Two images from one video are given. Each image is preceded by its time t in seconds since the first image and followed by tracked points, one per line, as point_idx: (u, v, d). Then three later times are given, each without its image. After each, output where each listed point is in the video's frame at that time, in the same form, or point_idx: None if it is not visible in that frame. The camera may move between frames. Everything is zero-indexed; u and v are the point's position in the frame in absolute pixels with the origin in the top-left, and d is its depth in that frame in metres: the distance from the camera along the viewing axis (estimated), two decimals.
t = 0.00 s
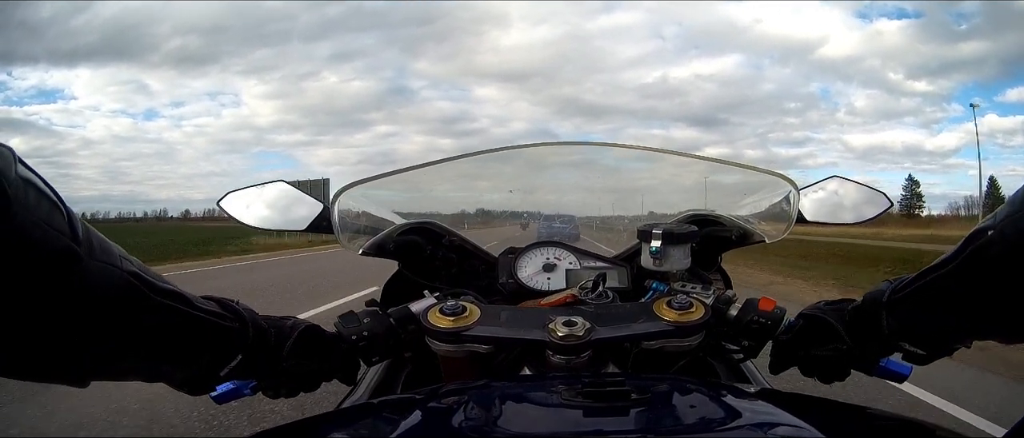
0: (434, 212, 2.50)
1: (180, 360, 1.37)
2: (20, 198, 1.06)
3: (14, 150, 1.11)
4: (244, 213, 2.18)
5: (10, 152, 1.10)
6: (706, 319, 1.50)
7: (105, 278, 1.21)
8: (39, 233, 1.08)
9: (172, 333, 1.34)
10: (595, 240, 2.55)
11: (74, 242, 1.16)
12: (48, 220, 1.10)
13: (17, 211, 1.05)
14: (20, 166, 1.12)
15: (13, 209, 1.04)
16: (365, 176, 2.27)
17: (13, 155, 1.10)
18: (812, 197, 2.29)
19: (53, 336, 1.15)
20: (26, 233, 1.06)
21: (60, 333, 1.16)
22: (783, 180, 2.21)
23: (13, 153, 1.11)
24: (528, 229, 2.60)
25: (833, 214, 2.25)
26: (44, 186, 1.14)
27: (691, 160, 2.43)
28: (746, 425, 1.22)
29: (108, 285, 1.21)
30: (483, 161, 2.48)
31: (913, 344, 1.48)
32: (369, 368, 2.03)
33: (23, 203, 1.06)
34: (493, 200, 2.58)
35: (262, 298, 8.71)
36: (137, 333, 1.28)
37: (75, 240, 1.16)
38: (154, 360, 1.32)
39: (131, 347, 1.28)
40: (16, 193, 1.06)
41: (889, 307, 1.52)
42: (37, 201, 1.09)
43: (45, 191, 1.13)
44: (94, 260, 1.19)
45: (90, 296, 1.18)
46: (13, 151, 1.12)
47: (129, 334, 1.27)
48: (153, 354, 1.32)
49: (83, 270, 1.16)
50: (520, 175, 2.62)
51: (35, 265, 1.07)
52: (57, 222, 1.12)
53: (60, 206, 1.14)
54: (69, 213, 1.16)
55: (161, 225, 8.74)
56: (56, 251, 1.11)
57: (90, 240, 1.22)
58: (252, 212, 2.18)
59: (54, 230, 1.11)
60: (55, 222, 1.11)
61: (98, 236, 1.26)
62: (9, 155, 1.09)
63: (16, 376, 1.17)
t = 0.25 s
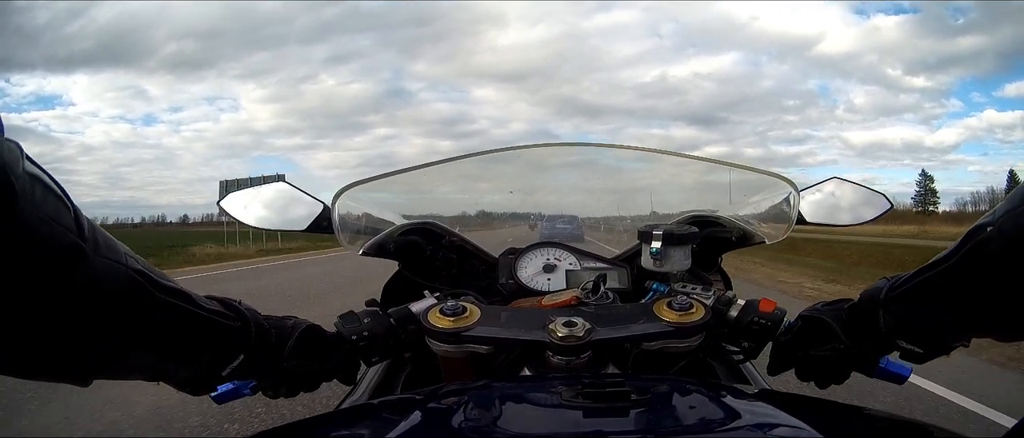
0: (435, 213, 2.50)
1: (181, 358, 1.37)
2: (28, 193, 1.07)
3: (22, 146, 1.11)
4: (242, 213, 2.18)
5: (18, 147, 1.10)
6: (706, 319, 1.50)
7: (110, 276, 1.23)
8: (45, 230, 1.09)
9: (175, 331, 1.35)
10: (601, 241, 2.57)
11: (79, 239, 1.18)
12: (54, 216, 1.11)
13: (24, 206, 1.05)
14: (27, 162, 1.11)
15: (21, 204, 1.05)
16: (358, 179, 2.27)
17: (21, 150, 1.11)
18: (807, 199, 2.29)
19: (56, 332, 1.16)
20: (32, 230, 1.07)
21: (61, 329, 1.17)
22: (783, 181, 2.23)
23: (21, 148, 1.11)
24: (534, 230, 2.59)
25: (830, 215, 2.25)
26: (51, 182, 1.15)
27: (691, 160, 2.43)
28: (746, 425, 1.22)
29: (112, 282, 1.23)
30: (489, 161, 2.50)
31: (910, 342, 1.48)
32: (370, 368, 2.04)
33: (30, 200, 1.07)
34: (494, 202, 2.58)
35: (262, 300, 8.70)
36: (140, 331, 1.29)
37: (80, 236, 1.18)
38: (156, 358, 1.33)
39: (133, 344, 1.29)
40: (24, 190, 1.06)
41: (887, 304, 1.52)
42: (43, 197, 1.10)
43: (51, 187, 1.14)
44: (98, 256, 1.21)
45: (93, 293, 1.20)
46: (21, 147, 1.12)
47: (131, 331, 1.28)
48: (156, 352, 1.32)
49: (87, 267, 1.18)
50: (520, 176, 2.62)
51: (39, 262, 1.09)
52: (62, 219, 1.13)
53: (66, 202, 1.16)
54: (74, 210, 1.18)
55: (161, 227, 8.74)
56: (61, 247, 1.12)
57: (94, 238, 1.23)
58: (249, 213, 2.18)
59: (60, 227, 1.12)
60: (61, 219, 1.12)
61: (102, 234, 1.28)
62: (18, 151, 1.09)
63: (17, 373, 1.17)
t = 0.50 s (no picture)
0: (435, 214, 2.48)
1: (179, 360, 1.38)
2: (28, 193, 1.06)
3: (22, 144, 1.10)
4: (240, 214, 2.18)
5: (19, 145, 1.09)
6: (706, 320, 1.50)
7: (110, 276, 1.22)
8: (46, 229, 1.08)
9: (175, 332, 1.35)
10: (603, 241, 2.55)
11: (79, 239, 1.17)
12: (53, 216, 1.10)
13: (25, 206, 1.05)
14: (27, 161, 1.10)
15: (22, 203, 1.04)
16: (357, 179, 2.26)
17: (22, 148, 1.09)
18: (804, 199, 2.28)
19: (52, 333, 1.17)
20: (32, 229, 1.06)
21: (59, 328, 1.18)
22: (783, 181, 2.23)
23: (21, 146, 1.10)
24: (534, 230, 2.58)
25: (827, 214, 2.25)
26: (50, 181, 1.14)
27: (690, 159, 2.43)
28: (746, 426, 1.21)
29: (113, 283, 1.23)
30: (485, 163, 2.51)
31: (913, 345, 1.49)
32: (370, 369, 2.03)
33: (31, 198, 1.06)
34: (493, 204, 2.58)
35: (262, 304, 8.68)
36: (139, 332, 1.30)
37: (81, 236, 1.17)
38: (154, 359, 1.33)
39: (131, 346, 1.29)
40: (25, 188, 1.05)
41: (891, 307, 1.52)
42: (43, 196, 1.09)
43: (51, 186, 1.13)
44: (98, 257, 1.20)
45: (93, 294, 1.19)
46: (21, 145, 1.11)
47: (129, 332, 1.28)
48: (154, 353, 1.33)
49: (87, 267, 1.17)
50: (520, 177, 2.61)
51: (38, 261, 1.08)
52: (63, 218, 1.13)
53: (66, 202, 1.15)
54: (74, 210, 1.17)
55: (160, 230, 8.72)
56: (61, 248, 1.11)
57: (95, 238, 1.22)
58: (247, 213, 2.18)
59: (60, 227, 1.11)
60: (61, 217, 1.12)
61: (103, 233, 1.27)
62: (19, 148, 1.08)
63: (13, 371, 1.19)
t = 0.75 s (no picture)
0: (434, 213, 2.50)
1: (180, 361, 1.38)
2: (23, 199, 1.05)
3: (16, 149, 1.09)
4: (239, 213, 2.17)
5: (14, 151, 1.09)
6: (706, 319, 1.50)
7: (108, 280, 1.22)
8: (42, 233, 1.08)
9: (174, 333, 1.35)
10: (603, 240, 2.53)
11: (76, 243, 1.16)
12: (50, 221, 1.09)
13: (20, 212, 1.04)
14: (22, 167, 1.10)
15: (17, 210, 1.03)
16: (356, 179, 2.25)
17: (16, 154, 1.09)
18: (803, 199, 2.28)
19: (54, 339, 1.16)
20: (29, 233, 1.06)
21: (60, 333, 1.16)
22: (783, 179, 2.23)
23: (15, 152, 1.09)
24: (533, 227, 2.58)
25: (827, 214, 2.25)
26: (46, 185, 1.14)
27: (689, 157, 2.42)
28: (745, 426, 1.21)
29: (111, 286, 1.22)
30: (482, 163, 2.49)
31: (911, 349, 1.49)
32: (370, 368, 2.03)
33: (26, 203, 1.06)
34: (492, 203, 2.58)
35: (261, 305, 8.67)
36: (139, 333, 1.29)
37: (77, 240, 1.16)
38: (155, 361, 1.33)
39: (132, 349, 1.29)
40: (20, 193, 1.05)
41: (890, 310, 1.52)
42: (39, 202, 1.08)
43: (47, 191, 1.12)
44: (95, 260, 1.20)
45: (92, 298, 1.19)
46: (16, 150, 1.10)
47: (130, 334, 1.28)
48: (155, 354, 1.32)
49: (85, 271, 1.17)
50: (519, 176, 2.62)
51: (35, 265, 1.08)
52: (59, 222, 1.12)
53: (62, 206, 1.14)
54: (70, 214, 1.16)
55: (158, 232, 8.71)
56: (58, 253, 1.11)
57: (92, 241, 1.22)
58: (246, 212, 2.17)
59: (56, 232, 1.11)
60: (58, 221, 1.11)
61: (99, 236, 1.27)
62: (14, 155, 1.08)
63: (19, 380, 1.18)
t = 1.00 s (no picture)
0: (434, 214, 2.50)
1: (181, 362, 1.38)
2: (21, 203, 1.05)
3: (15, 153, 1.10)
4: (239, 214, 2.17)
5: (12, 155, 1.09)
6: (706, 320, 1.50)
7: (108, 282, 1.22)
8: (41, 238, 1.08)
9: (175, 335, 1.34)
10: (603, 241, 2.55)
11: (76, 246, 1.16)
12: (49, 225, 1.10)
13: (18, 217, 1.05)
14: (22, 171, 1.10)
15: (15, 215, 1.04)
16: (356, 180, 2.25)
17: (15, 158, 1.09)
18: (804, 199, 2.28)
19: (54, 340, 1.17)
20: (28, 237, 1.06)
21: (60, 333, 1.17)
22: (783, 181, 2.23)
23: (14, 156, 1.10)
24: (532, 228, 2.59)
25: (827, 215, 2.25)
26: (46, 189, 1.14)
27: (689, 158, 2.42)
28: (745, 426, 1.21)
29: (112, 288, 1.23)
30: (481, 164, 2.49)
31: (909, 347, 1.50)
32: (370, 368, 2.03)
33: (26, 208, 1.06)
34: (490, 205, 2.56)
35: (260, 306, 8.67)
36: (140, 334, 1.29)
37: (77, 244, 1.16)
38: (156, 362, 1.33)
39: (133, 350, 1.29)
40: (18, 198, 1.05)
41: (887, 308, 1.52)
42: (38, 206, 1.09)
43: (46, 195, 1.12)
44: (96, 263, 1.20)
45: (91, 300, 1.19)
46: (15, 155, 1.11)
47: (131, 335, 1.28)
48: (156, 356, 1.33)
49: (85, 274, 1.17)
50: (519, 177, 2.62)
51: (34, 269, 1.08)
52: (59, 225, 1.12)
53: (62, 210, 1.14)
54: (70, 217, 1.17)
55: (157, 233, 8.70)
56: (57, 257, 1.11)
57: (92, 244, 1.22)
58: (246, 213, 2.16)
59: (55, 236, 1.11)
60: (58, 225, 1.12)
61: (100, 239, 1.27)
62: (12, 159, 1.08)
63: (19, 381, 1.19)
